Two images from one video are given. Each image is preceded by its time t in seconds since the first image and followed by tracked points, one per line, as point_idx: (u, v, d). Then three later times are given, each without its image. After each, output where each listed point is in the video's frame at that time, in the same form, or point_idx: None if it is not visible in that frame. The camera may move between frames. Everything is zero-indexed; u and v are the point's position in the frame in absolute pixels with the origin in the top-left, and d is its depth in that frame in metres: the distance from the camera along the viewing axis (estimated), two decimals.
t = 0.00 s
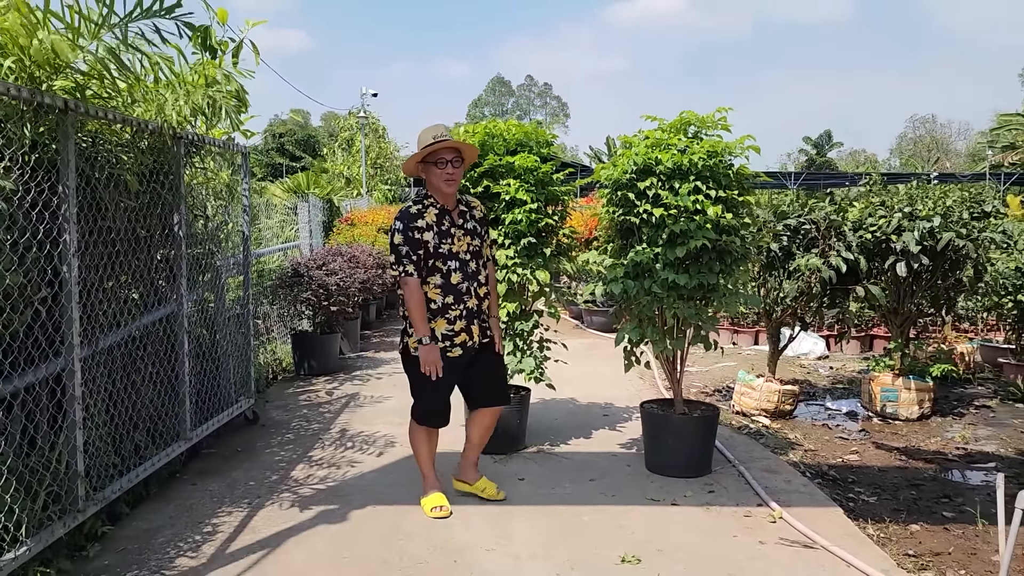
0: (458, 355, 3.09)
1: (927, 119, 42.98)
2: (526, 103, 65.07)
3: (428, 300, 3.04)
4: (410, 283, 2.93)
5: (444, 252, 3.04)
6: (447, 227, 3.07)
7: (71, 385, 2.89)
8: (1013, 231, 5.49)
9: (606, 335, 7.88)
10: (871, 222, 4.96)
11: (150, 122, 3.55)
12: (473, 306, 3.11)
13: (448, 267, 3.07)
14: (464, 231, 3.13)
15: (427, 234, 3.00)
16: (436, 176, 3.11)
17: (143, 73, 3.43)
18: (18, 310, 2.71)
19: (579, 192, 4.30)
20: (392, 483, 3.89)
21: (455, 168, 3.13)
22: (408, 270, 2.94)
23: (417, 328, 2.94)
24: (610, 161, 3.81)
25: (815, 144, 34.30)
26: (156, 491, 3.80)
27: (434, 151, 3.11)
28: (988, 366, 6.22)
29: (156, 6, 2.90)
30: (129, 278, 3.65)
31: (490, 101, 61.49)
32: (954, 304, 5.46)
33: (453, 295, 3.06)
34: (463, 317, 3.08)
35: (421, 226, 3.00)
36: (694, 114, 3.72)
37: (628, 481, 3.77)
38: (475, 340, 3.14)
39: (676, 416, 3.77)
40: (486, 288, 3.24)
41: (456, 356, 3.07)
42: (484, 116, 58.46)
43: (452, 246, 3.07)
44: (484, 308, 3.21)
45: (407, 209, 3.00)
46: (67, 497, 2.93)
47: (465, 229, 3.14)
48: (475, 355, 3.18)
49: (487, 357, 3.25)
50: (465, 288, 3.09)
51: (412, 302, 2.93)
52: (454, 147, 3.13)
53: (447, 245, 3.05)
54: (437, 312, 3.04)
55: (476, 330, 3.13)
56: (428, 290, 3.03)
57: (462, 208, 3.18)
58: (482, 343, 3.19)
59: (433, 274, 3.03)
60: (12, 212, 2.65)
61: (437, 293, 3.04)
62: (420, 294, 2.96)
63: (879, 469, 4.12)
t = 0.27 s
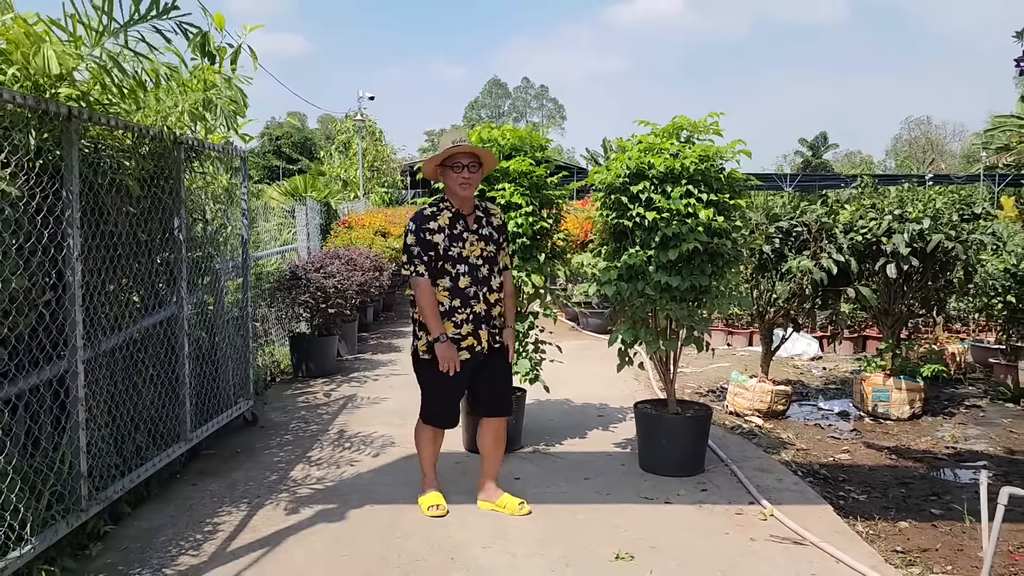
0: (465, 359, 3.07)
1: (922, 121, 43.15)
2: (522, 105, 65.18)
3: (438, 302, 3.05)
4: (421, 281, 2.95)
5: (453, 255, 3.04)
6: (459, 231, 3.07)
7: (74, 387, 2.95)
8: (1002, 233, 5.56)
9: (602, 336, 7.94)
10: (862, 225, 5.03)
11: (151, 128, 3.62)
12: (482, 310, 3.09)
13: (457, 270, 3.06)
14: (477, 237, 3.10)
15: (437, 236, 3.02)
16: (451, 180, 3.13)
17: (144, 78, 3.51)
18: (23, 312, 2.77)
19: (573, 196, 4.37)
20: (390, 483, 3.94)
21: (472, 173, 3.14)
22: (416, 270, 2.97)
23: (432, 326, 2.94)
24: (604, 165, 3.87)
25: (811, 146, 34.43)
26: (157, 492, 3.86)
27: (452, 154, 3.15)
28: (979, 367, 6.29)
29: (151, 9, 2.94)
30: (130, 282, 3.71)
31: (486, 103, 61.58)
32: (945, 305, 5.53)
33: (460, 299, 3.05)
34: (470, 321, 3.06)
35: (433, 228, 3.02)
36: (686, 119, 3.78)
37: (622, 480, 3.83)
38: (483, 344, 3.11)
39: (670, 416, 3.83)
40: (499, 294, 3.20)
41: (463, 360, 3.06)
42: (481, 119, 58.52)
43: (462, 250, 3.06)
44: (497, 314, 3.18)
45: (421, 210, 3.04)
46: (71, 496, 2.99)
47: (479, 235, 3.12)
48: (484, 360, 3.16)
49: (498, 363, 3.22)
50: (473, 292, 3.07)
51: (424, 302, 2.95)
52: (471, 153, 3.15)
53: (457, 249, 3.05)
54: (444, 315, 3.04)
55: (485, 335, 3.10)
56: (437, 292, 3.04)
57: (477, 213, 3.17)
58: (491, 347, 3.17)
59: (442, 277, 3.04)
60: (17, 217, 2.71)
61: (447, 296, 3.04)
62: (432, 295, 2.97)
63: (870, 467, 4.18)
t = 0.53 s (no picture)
0: (468, 357, 2.98)
1: (916, 122, 43.34)
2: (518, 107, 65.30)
3: (445, 300, 2.99)
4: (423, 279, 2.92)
5: (461, 253, 2.97)
6: (470, 231, 2.98)
7: (75, 390, 3.00)
8: (992, 234, 5.63)
9: (598, 338, 7.99)
10: (854, 227, 5.08)
11: (150, 134, 3.66)
12: (487, 311, 2.98)
13: (463, 269, 2.98)
14: (489, 238, 3.00)
15: (445, 233, 2.96)
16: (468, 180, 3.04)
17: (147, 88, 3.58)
18: (25, 317, 2.81)
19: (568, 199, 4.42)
20: (387, 484, 3.98)
21: (489, 175, 3.03)
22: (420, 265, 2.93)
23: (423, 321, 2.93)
24: (598, 169, 3.92)
25: (805, 147, 34.57)
26: (156, 494, 3.88)
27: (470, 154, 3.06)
28: (971, 367, 6.35)
29: (154, 23, 2.99)
30: (129, 286, 3.74)
31: (482, 106, 61.67)
32: (936, 306, 5.59)
33: (466, 297, 2.97)
34: (475, 320, 2.97)
35: (442, 225, 2.96)
36: (679, 123, 3.83)
37: (617, 480, 3.87)
38: (489, 345, 3.00)
39: (664, 417, 3.87)
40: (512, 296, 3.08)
41: (466, 358, 2.98)
42: (477, 122, 58.64)
43: (470, 250, 2.97)
44: (507, 316, 3.06)
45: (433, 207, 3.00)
46: (72, 499, 3.02)
47: (493, 237, 3.01)
48: (492, 362, 3.03)
49: (507, 366, 3.09)
50: (479, 292, 2.98)
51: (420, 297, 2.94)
52: (490, 153, 3.04)
53: (465, 248, 2.97)
54: (449, 313, 2.97)
55: (491, 336, 3.00)
56: (444, 290, 2.98)
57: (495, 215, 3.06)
58: (500, 349, 3.05)
59: (449, 275, 2.97)
60: (18, 223, 2.75)
61: (452, 294, 2.98)
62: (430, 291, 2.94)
63: (862, 467, 4.23)
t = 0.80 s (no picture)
0: (463, 358, 2.99)
1: (910, 125, 43.54)
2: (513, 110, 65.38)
3: (447, 303, 3.01)
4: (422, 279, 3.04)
5: (462, 257, 2.98)
6: (473, 236, 2.98)
7: (75, 395, 3.01)
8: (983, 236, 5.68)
9: (594, 341, 8.03)
10: (846, 230, 5.13)
11: (148, 141, 3.70)
12: (485, 315, 2.97)
13: (464, 273, 2.98)
14: (491, 243, 2.98)
15: (448, 235, 2.99)
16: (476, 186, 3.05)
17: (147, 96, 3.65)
18: (24, 323, 2.82)
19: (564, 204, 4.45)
20: (385, 488, 4.00)
21: (497, 181, 3.04)
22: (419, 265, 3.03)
23: (419, 319, 3.05)
24: (594, 173, 3.96)
25: (799, 150, 34.71)
26: (155, 498, 3.90)
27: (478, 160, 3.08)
28: (964, 368, 6.40)
29: (149, 26, 3.01)
30: (127, 291, 3.76)
31: (478, 109, 61.74)
32: (929, 308, 5.64)
33: (464, 300, 2.97)
34: (472, 324, 2.97)
35: (446, 229, 3.00)
36: (672, 128, 3.87)
37: (613, 482, 3.90)
38: (485, 349, 2.99)
39: (659, 419, 3.90)
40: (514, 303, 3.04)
41: (461, 359, 2.99)
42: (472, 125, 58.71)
43: (471, 254, 2.97)
44: (506, 322, 3.03)
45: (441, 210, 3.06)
46: (72, 503, 3.04)
47: (497, 243, 2.99)
48: (489, 367, 3.02)
49: (506, 372, 3.06)
50: (477, 295, 2.97)
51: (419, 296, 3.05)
52: (499, 160, 3.05)
53: (466, 252, 2.97)
54: (447, 316, 2.99)
55: (488, 340, 2.98)
56: (445, 292, 3.01)
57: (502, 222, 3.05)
58: (498, 354, 3.02)
59: (450, 278, 3.00)
60: (19, 230, 2.77)
61: (452, 297, 2.99)
62: (428, 292, 3.04)
63: (855, 468, 4.27)
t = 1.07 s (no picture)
0: (466, 366, 2.96)
1: (906, 127, 43.67)
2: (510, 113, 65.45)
3: (448, 309, 2.99)
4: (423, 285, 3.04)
5: (464, 264, 2.97)
6: (476, 242, 2.98)
7: (74, 400, 3.02)
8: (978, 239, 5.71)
9: (591, 344, 8.04)
10: (842, 233, 5.15)
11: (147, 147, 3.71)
12: (489, 322, 2.96)
13: (467, 279, 2.98)
14: (495, 250, 2.98)
15: (449, 241, 2.99)
16: (480, 194, 3.07)
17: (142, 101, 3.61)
18: (24, 328, 2.83)
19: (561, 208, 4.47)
20: (383, 491, 4.01)
21: (500, 189, 3.07)
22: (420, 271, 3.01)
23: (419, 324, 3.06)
24: (591, 178, 3.98)
25: (796, 152, 34.77)
26: (154, 503, 3.91)
27: (481, 168, 3.10)
28: (960, 370, 6.43)
29: (152, 38, 3.03)
30: (125, 295, 3.77)
31: (475, 111, 61.77)
32: (925, 310, 5.66)
33: (468, 307, 2.97)
34: (476, 331, 2.96)
35: (447, 235, 3.00)
36: (669, 133, 3.90)
37: (610, 486, 3.91)
38: (488, 356, 2.98)
39: (657, 423, 3.92)
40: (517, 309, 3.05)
41: (464, 366, 2.96)
42: (469, 127, 58.77)
43: (474, 260, 2.97)
44: (509, 328, 3.02)
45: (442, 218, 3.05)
46: (72, 508, 3.05)
47: (499, 249, 2.99)
48: (492, 373, 3.01)
49: (507, 377, 3.06)
50: (481, 302, 2.97)
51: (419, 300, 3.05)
52: (502, 168, 3.08)
53: (468, 258, 2.97)
54: (450, 322, 2.98)
55: (491, 347, 2.97)
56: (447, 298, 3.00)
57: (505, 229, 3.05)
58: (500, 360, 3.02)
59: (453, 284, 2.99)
60: (19, 236, 2.78)
61: (455, 303, 2.98)
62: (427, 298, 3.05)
63: (852, 470, 4.29)
